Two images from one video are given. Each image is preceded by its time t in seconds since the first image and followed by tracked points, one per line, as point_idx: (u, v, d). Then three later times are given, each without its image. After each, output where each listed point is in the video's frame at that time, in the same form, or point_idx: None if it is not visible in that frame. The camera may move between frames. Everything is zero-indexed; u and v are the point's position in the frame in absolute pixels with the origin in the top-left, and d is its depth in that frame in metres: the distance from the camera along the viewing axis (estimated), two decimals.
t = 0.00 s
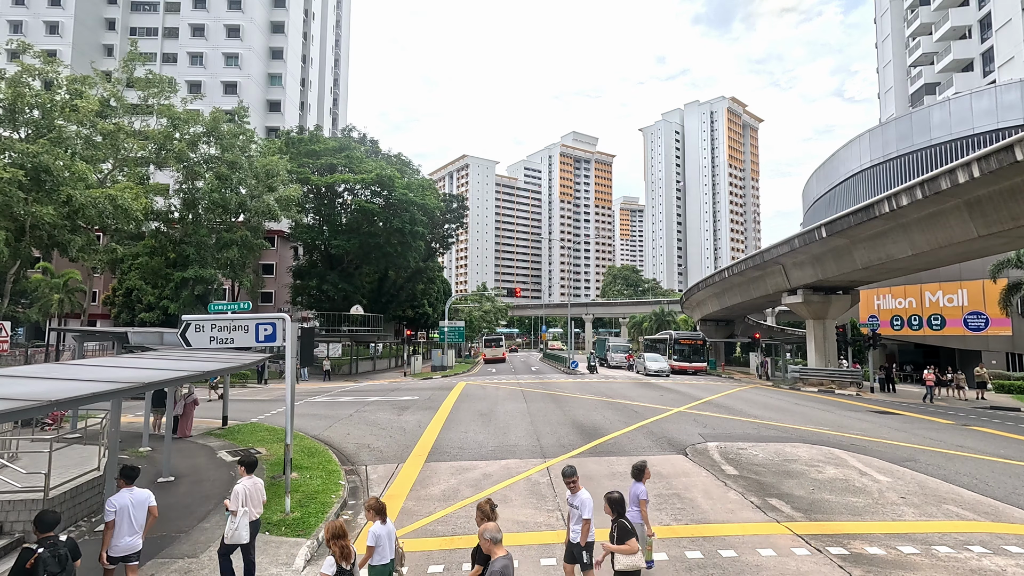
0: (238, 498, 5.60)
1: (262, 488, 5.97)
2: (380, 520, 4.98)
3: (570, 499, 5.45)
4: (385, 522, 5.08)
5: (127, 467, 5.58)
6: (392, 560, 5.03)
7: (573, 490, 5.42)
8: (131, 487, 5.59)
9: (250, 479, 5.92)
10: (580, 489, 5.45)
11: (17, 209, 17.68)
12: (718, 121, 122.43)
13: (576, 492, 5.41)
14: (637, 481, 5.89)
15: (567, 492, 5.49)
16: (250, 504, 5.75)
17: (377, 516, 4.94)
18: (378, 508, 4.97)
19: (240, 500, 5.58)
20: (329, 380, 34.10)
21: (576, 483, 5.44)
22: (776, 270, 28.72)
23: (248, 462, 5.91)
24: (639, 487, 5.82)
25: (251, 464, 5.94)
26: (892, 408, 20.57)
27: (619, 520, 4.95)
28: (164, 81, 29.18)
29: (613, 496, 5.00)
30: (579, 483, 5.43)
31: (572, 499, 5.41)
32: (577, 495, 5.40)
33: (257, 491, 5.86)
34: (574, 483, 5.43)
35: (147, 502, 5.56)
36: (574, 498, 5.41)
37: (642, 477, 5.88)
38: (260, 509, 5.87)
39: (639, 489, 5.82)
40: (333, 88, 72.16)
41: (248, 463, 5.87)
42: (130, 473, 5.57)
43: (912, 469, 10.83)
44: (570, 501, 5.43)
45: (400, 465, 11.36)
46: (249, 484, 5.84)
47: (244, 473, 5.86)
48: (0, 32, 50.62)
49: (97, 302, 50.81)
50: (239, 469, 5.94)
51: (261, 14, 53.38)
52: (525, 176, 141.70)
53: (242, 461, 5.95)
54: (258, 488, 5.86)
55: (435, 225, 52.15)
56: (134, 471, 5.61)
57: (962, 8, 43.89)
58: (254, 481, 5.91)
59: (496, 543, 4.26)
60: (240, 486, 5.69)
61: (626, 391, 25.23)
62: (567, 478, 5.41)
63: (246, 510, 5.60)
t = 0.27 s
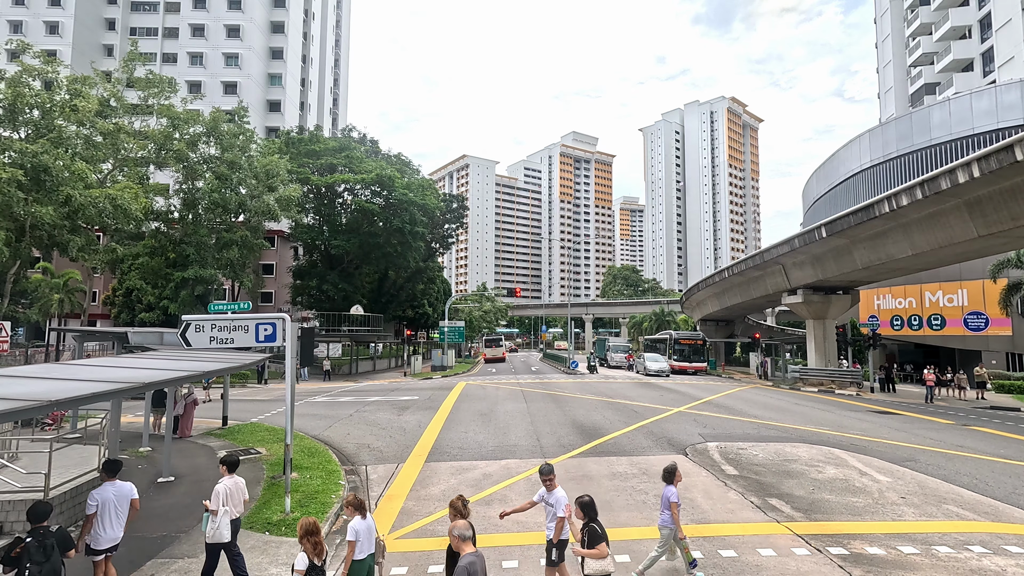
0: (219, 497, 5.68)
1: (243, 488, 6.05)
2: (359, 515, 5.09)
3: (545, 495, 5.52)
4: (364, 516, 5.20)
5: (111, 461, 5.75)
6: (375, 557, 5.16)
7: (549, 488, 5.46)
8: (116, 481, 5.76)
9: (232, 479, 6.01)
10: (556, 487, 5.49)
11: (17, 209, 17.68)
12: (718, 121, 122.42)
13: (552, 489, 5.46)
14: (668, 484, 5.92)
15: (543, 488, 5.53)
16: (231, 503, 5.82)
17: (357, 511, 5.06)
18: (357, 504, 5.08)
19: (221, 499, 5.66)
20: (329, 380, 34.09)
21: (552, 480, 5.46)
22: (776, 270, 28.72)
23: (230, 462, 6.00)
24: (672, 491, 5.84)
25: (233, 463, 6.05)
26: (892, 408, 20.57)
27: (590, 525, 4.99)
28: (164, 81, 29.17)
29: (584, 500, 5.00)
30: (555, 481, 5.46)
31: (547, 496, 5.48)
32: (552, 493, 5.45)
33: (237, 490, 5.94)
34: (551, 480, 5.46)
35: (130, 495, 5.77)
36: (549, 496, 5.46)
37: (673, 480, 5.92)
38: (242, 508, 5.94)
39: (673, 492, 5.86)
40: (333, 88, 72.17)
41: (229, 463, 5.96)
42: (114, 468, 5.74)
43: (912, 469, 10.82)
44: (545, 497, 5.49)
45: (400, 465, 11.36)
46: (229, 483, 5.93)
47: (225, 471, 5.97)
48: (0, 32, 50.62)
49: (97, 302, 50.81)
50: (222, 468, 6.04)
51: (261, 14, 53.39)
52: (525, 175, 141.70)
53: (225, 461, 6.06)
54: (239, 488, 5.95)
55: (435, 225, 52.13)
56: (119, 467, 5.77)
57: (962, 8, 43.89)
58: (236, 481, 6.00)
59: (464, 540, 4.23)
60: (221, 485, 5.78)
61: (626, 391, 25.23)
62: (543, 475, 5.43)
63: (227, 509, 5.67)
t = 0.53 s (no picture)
0: (202, 492, 5.82)
1: (227, 484, 6.13)
2: (334, 518, 5.09)
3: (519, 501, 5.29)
4: (340, 518, 5.20)
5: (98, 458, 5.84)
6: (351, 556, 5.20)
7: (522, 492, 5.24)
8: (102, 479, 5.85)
9: (215, 475, 6.08)
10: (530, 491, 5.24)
11: (17, 209, 17.69)
12: (718, 121, 122.40)
13: (525, 494, 5.24)
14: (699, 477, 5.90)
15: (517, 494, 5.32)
16: (214, 499, 5.94)
17: (331, 514, 5.05)
18: (332, 506, 5.08)
19: (203, 494, 5.81)
20: (329, 381, 34.09)
21: (524, 483, 5.26)
22: (776, 270, 28.73)
23: (213, 459, 6.08)
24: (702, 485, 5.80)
25: (217, 459, 6.12)
26: (892, 408, 20.57)
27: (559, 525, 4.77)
28: (164, 81, 29.16)
29: (552, 497, 4.81)
30: (527, 486, 5.24)
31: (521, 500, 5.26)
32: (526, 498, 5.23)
33: (220, 485, 6.03)
34: (522, 484, 5.25)
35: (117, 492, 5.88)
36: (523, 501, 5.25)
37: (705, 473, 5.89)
38: (225, 504, 6.06)
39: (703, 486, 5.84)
40: (333, 88, 72.17)
41: (212, 460, 6.04)
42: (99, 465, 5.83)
43: (912, 469, 10.83)
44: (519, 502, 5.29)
45: (400, 465, 11.36)
46: (213, 479, 6.02)
47: (209, 468, 6.04)
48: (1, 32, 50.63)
49: (97, 302, 50.82)
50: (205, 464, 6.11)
51: (261, 14, 53.39)
52: (525, 175, 141.73)
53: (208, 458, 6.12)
54: (222, 483, 6.05)
55: (435, 225, 52.16)
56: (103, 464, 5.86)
57: (962, 8, 43.89)
58: (220, 477, 6.09)
59: (432, 537, 4.32)
60: (204, 480, 5.90)
61: (626, 391, 25.23)
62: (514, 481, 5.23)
63: (209, 504, 5.82)
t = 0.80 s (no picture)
0: (187, 491, 5.83)
1: (212, 483, 6.16)
2: (311, 512, 5.30)
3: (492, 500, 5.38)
4: (317, 512, 5.40)
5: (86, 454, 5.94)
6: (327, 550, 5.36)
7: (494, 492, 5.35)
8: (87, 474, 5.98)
9: (202, 474, 6.13)
10: (502, 491, 5.35)
11: (17, 209, 17.70)
12: (718, 121, 122.40)
13: (497, 493, 5.34)
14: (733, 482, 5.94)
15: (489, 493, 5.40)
16: (199, 497, 5.94)
17: (308, 509, 5.27)
18: (308, 502, 5.30)
19: (188, 493, 5.81)
20: (329, 380, 34.08)
21: (495, 483, 5.34)
22: (776, 270, 28.73)
23: (200, 458, 6.13)
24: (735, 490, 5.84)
25: (203, 459, 6.18)
26: (892, 408, 20.57)
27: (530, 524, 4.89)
28: (164, 81, 29.16)
29: (525, 497, 4.90)
30: (499, 486, 5.33)
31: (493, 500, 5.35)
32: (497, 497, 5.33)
33: (206, 485, 6.05)
34: (493, 483, 5.34)
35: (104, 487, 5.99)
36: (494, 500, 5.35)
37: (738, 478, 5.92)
38: (211, 503, 6.06)
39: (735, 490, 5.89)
40: (333, 88, 72.17)
41: (199, 459, 6.09)
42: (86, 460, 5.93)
43: (912, 469, 10.83)
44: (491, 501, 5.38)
45: (400, 465, 11.36)
46: (199, 478, 6.04)
47: (195, 467, 6.09)
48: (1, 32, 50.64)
49: (97, 302, 50.80)
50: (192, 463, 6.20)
51: (261, 14, 53.39)
52: (525, 176, 141.76)
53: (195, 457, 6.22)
54: (208, 482, 6.08)
55: (435, 225, 52.15)
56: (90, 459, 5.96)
57: (962, 8, 43.90)
58: (206, 477, 6.12)
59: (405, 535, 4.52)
60: (191, 479, 5.93)
61: (626, 391, 25.22)
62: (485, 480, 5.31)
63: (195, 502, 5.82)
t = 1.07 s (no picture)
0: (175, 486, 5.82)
1: (201, 478, 6.15)
2: (288, 508, 5.34)
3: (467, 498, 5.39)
4: (295, 509, 5.43)
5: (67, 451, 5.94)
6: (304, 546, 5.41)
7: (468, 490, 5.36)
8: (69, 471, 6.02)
9: (190, 470, 6.12)
10: (476, 489, 5.37)
11: (17, 209, 17.70)
12: (718, 121, 122.40)
13: (471, 492, 5.35)
14: (761, 480, 6.02)
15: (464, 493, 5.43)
16: (189, 493, 5.93)
17: (286, 505, 5.32)
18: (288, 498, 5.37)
19: (177, 488, 5.80)
20: (329, 380, 34.09)
21: (469, 482, 5.36)
22: (776, 270, 28.73)
23: (187, 453, 6.12)
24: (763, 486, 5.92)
25: (191, 455, 6.18)
26: (892, 408, 20.56)
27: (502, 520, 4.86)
28: (164, 81, 29.16)
29: (497, 494, 4.84)
30: (473, 484, 5.36)
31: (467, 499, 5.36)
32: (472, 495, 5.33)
33: (194, 480, 6.04)
34: (467, 482, 5.36)
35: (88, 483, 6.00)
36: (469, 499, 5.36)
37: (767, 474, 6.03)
38: (200, 498, 6.06)
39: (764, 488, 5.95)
40: (333, 88, 72.17)
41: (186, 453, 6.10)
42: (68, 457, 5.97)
43: (912, 469, 10.84)
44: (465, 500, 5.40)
45: (400, 465, 11.36)
46: (187, 474, 6.02)
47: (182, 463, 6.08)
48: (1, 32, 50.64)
49: (97, 302, 50.80)
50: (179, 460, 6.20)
51: (261, 14, 53.39)
52: (525, 175, 141.80)
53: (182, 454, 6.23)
54: (197, 478, 6.06)
55: (435, 225, 52.15)
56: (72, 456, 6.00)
57: (962, 8, 43.90)
58: (194, 472, 6.11)
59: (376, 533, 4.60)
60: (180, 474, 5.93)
61: (626, 391, 25.23)
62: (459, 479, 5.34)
63: (183, 498, 5.81)
